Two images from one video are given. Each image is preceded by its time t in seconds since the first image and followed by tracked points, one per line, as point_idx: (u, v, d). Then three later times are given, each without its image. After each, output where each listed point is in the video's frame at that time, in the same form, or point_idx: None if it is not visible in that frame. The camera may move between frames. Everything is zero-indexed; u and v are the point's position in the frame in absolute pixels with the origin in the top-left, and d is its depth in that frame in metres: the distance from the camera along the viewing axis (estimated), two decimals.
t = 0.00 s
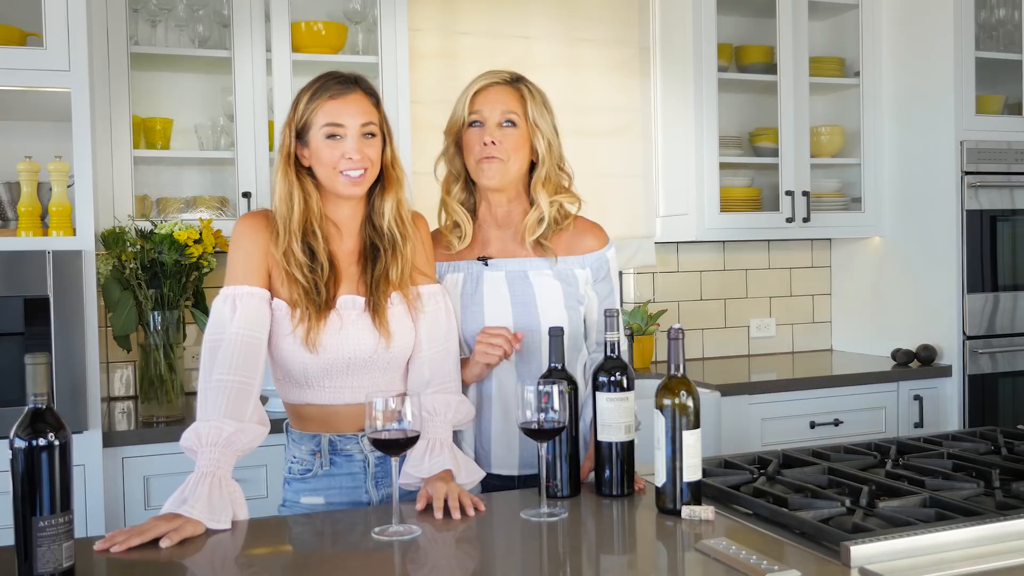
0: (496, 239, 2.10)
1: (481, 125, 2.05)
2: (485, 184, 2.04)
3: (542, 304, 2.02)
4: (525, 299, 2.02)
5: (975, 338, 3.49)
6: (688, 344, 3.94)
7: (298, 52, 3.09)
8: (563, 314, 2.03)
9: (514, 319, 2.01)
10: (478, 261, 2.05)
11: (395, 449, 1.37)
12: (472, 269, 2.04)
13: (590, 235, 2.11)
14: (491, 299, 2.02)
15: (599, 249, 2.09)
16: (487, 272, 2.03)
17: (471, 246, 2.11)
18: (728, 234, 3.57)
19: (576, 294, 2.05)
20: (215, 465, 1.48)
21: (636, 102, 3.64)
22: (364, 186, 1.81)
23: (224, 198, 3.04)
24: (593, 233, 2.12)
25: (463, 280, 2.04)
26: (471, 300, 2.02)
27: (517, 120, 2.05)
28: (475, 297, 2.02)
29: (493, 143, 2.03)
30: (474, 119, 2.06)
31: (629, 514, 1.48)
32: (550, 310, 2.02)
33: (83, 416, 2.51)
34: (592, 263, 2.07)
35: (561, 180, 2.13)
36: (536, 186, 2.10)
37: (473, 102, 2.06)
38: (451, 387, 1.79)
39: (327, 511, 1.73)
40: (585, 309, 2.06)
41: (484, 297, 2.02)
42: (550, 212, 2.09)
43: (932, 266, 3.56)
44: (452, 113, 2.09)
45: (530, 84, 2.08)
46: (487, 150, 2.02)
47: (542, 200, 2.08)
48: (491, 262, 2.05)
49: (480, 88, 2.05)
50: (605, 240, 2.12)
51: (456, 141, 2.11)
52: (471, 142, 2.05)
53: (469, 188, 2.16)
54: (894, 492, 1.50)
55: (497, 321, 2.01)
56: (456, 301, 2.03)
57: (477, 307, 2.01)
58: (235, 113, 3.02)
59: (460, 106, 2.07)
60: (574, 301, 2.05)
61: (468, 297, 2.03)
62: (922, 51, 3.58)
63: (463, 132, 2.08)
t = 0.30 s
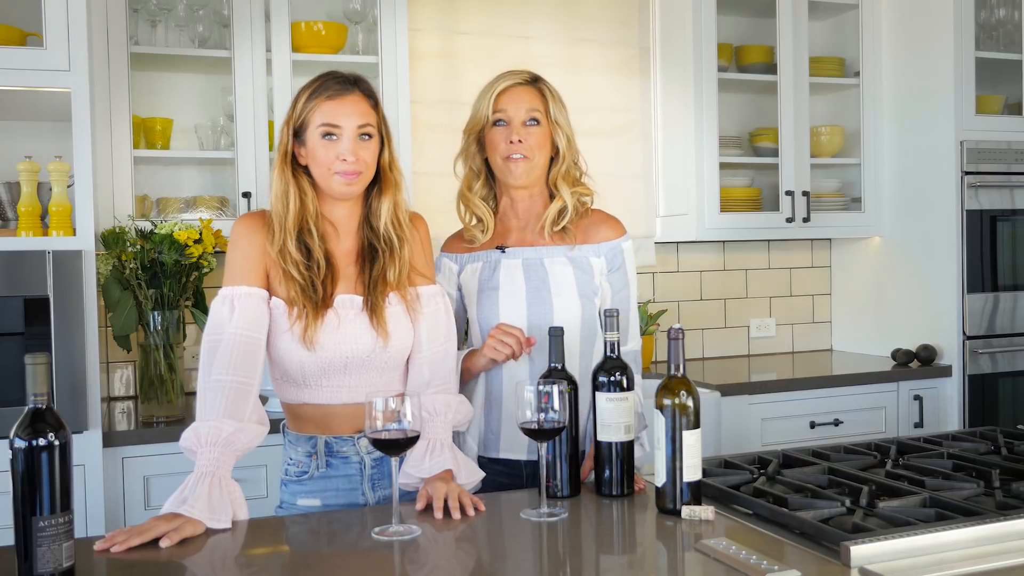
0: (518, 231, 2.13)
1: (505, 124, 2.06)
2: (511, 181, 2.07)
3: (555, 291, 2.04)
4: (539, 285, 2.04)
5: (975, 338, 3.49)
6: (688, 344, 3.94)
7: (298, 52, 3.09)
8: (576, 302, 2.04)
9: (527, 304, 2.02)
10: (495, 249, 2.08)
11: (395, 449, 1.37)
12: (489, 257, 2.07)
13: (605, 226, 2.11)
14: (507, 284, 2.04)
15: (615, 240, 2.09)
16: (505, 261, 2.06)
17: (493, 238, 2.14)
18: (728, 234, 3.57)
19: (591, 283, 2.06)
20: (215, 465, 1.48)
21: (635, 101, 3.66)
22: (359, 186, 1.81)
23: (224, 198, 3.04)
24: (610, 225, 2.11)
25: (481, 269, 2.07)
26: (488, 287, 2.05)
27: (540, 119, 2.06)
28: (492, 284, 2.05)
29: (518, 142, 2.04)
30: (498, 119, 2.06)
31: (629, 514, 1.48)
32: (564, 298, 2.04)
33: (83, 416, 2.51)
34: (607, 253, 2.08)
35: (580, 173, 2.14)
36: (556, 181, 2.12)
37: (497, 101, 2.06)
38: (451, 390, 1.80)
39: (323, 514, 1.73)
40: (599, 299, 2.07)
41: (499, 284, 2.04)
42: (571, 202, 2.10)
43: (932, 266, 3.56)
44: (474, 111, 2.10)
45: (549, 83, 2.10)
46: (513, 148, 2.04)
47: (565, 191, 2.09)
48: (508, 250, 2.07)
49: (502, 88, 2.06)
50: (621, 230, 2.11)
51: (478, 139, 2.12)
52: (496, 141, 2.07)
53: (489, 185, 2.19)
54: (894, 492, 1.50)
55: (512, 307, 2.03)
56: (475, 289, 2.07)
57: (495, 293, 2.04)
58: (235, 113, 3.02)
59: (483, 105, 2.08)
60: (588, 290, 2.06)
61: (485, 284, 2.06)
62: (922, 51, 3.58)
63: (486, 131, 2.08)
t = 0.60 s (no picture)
0: (541, 227, 2.22)
1: (537, 131, 2.14)
2: (543, 186, 2.17)
3: (574, 282, 2.09)
4: (559, 277, 2.09)
5: (975, 338, 3.49)
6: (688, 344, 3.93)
7: (298, 52, 3.09)
8: (596, 295, 2.09)
9: (547, 296, 2.07)
10: (516, 244, 2.15)
11: (395, 449, 1.37)
12: (511, 252, 2.14)
13: (626, 228, 2.20)
14: (527, 274, 2.10)
15: (635, 241, 2.17)
16: (525, 254, 2.12)
17: (517, 235, 2.22)
18: (729, 234, 3.57)
19: (611, 278, 2.12)
20: (214, 464, 1.48)
21: (635, 101, 3.68)
22: (359, 184, 1.83)
23: (224, 198, 3.04)
24: (630, 227, 2.20)
25: (502, 264, 2.14)
26: (509, 279, 2.11)
27: (570, 123, 2.15)
28: (514, 277, 2.11)
29: (552, 149, 2.13)
30: (530, 124, 2.14)
31: (629, 514, 1.48)
32: (584, 291, 2.09)
33: (83, 416, 2.51)
34: (628, 252, 2.14)
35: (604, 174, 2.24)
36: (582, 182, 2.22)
37: (529, 107, 2.14)
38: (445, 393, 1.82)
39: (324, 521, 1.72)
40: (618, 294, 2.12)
41: (520, 276, 2.10)
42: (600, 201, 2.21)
43: (932, 266, 3.56)
44: (505, 117, 2.16)
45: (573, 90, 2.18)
46: (547, 155, 2.13)
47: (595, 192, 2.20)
48: (528, 244, 2.13)
49: (534, 95, 2.13)
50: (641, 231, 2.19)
51: (507, 143, 2.19)
52: (528, 146, 2.15)
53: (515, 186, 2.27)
54: (894, 492, 1.50)
55: (532, 299, 2.08)
56: (497, 281, 2.14)
57: (514, 283, 2.10)
58: (235, 113, 3.02)
59: (515, 111, 2.14)
60: (607, 283, 2.11)
61: (507, 276, 2.12)
62: (922, 51, 3.58)
63: (517, 137, 2.15)
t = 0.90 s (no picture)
0: (541, 232, 2.24)
1: (552, 145, 2.17)
2: (550, 198, 2.20)
3: (572, 277, 2.12)
4: (557, 274, 2.12)
5: (975, 338, 3.49)
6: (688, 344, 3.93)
7: (298, 52, 3.09)
8: (593, 288, 2.11)
9: (547, 292, 2.10)
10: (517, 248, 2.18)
11: (395, 449, 1.37)
12: (511, 255, 2.17)
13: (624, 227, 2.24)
14: (527, 272, 2.13)
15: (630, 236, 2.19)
16: (525, 256, 2.16)
17: (520, 240, 2.24)
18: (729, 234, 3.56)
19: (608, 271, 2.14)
20: (213, 464, 1.48)
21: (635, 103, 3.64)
22: (360, 180, 1.83)
23: (224, 198, 3.04)
24: (628, 223, 2.23)
25: (503, 267, 2.16)
26: (511, 280, 2.14)
27: (582, 139, 2.19)
28: (515, 278, 2.14)
29: (565, 164, 2.17)
30: (545, 138, 2.17)
31: (629, 514, 1.48)
32: (582, 284, 2.11)
33: (83, 416, 2.51)
34: (621, 245, 2.16)
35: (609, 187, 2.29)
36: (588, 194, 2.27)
37: (546, 122, 2.16)
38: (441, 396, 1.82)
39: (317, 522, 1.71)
40: (616, 288, 2.12)
41: (521, 276, 2.13)
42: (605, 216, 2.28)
43: (932, 266, 3.56)
44: (520, 129, 2.18)
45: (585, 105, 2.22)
46: (560, 171, 2.17)
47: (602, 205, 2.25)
48: (528, 247, 2.17)
49: (552, 111, 2.16)
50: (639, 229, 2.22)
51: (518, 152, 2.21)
52: (542, 159, 2.18)
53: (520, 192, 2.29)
54: (894, 492, 1.50)
55: (532, 296, 2.10)
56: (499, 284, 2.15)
57: (515, 282, 2.13)
58: (235, 113, 3.02)
59: (532, 124, 2.16)
60: (604, 276, 2.13)
61: (509, 278, 2.14)
62: (921, 51, 3.58)
63: (530, 149, 2.18)
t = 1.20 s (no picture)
0: (538, 236, 2.23)
1: (548, 148, 2.17)
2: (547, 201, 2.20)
3: (570, 279, 2.13)
4: (555, 277, 2.13)
5: (975, 338, 3.50)
6: (688, 344, 3.93)
7: (298, 52, 3.09)
8: (590, 289, 2.12)
9: (546, 296, 2.10)
10: (516, 252, 2.18)
11: (395, 449, 1.37)
12: (510, 260, 2.17)
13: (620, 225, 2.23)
14: (526, 276, 2.14)
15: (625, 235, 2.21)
16: (524, 260, 2.16)
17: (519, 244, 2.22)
18: (729, 234, 3.56)
19: (604, 273, 2.15)
20: (213, 464, 1.48)
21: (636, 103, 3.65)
22: (359, 186, 1.83)
23: (224, 198, 3.04)
24: (624, 223, 2.23)
25: (502, 271, 2.17)
26: (510, 286, 2.14)
27: (578, 143, 2.19)
28: (514, 283, 2.14)
29: (562, 168, 2.16)
30: (542, 141, 2.16)
31: (629, 514, 1.48)
32: (579, 285, 2.12)
33: (83, 416, 2.51)
34: (615, 245, 2.18)
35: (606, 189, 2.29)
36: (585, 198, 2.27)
37: (543, 126, 2.16)
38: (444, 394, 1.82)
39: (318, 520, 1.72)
40: (613, 289, 2.14)
41: (520, 280, 2.14)
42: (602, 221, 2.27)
43: (932, 266, 3.56)
44: (517, 133, 2.17)
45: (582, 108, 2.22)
46: (557, 174, 2.16)
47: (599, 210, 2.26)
48: (526, 251, 2.18)
49: (549, 114, 2.15)
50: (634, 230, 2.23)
51: (516, 156, 2.20)
52: (538, 162, 2.17)
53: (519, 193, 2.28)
54: (894, 492, 1.50)
55: (532, 300, 2.10)
56: (498, 288, 2.16)
57: (515, 287, 2.13)
58: (235, 113, 3.02)
59: (529, 128, 2.16)
60: (600, 278, 2.14)
61: (508, 283, 2.15)
62: (921, 51, 3.58)
63: (527, 152, 2.18)
